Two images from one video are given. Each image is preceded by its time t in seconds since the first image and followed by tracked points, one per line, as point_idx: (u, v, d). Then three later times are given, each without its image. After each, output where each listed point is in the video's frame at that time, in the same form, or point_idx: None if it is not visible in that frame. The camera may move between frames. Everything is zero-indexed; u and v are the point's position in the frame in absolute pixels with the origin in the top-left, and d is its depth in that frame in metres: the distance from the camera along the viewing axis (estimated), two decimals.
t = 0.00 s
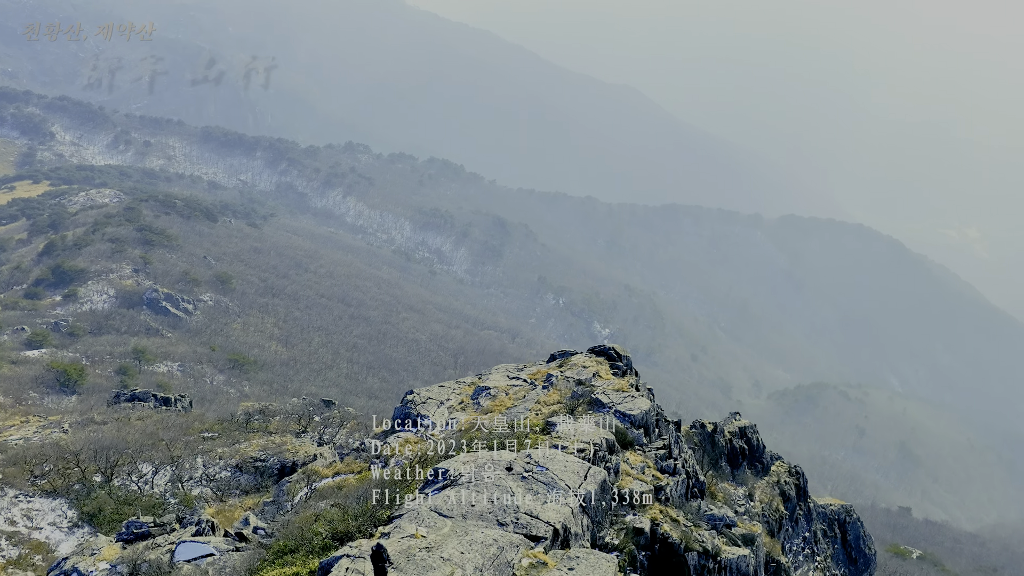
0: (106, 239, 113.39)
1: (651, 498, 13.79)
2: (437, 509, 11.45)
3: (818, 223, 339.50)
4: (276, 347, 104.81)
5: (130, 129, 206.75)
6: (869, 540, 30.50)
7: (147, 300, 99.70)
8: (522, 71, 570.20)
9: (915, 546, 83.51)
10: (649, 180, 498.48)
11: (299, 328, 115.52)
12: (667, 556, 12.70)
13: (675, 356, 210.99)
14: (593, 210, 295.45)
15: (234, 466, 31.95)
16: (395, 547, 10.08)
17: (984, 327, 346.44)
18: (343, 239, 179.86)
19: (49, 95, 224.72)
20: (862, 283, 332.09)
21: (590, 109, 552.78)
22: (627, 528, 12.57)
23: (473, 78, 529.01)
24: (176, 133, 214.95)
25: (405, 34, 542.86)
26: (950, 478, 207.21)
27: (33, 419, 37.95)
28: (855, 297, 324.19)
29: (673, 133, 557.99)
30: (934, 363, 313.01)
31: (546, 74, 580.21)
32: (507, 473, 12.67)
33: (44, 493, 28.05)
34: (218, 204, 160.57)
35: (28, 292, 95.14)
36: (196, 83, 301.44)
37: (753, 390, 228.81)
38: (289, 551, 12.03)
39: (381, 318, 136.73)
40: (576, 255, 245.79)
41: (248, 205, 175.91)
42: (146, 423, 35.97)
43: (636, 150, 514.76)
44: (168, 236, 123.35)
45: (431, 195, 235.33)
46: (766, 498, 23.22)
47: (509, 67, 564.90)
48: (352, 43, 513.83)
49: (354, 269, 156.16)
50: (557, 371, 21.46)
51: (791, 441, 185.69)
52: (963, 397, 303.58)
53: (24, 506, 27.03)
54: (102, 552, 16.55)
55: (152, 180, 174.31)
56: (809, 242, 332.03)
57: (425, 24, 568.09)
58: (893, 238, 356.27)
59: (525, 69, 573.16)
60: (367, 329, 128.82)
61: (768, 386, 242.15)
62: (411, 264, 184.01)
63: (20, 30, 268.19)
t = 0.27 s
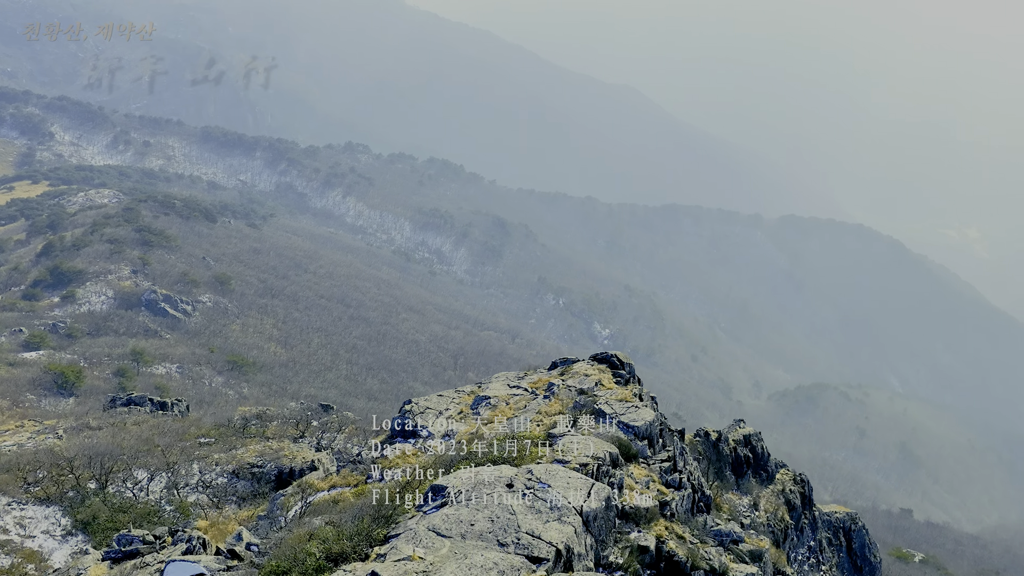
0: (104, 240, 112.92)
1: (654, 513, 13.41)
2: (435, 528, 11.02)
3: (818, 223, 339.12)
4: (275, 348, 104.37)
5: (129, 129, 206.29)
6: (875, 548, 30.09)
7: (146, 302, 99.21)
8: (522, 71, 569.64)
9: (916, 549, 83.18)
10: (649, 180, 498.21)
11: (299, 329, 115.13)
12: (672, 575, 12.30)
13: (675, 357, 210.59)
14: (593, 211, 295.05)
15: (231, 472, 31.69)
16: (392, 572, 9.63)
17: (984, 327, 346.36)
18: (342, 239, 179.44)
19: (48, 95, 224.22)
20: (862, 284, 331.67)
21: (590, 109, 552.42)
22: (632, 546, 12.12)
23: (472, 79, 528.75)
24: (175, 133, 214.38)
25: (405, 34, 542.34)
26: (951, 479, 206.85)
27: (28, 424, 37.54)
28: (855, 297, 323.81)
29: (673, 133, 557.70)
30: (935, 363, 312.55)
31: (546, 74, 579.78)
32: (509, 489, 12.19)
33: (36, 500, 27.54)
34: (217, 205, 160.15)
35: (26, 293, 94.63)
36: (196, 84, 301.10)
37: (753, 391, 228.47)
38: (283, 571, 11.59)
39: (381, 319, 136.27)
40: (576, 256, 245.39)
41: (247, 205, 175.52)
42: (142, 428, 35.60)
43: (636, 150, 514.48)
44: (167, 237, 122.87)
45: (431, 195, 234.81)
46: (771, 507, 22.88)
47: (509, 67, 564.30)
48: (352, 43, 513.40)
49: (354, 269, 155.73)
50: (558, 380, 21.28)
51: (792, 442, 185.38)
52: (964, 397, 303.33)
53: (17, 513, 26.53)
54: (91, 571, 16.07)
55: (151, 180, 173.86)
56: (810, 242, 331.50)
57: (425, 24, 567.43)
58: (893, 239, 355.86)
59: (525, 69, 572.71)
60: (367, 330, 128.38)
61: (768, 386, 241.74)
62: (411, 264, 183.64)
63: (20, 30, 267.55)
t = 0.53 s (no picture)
0: (103, 241, 112.49)
1: (659, 529, 13.01)
2: (434, 551, 10.56)
3: (818, 224, 338.60)
4: (274, 350, 103.94)
5: (129, 129, 205.84)
6: (882, 557, 29.64)
7: (144, 303, 98.67)
8: (522, 71, 569.28)
9: (917, 553, 82.77)
10: (649, 180, 497.98)
11: (298, 330, 114.70)
12: None
13: (676, 357, 210.19)
14: (593, 211, 294.55)
15: (227, 479, 31.29)
16: None
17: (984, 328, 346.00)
18: (342, 240, 178.97)
19: (48, 95, 223.68)
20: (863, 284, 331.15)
21: (590, 109, 552.08)
22: (637, 567, 11.68)
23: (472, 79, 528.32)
24: (175, 134, 213.82)
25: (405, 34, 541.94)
26: (951, 480, 206.41)
27: (23, 429, 37.13)
28: (855, 298, 323.53)
29: (673, 133, 557.41)
30: (936, 364, 311.97)
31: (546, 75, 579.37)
32: (511, 507, 11.72)
33: (29, 509, 27.06)
34: (216, 205, 159.69)
35: (24, 294, 94.10)
36: (196, 84, 300.69)
37: (754, 391, 228.05)
38: None
39: (381, 320, 135.76)
40: (576, 256, 244.93)
41: (247, 205, 175.11)
42: (138, 434, 35.19)
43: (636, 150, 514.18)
44: (166, 238, 122.34)
45: (431, 196, 234.27)
46: (778, 517, 22.55)
47: (509, 67, 563.88)
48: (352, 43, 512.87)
49: (354, 270, 155.25)
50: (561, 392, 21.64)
51: (792, 443, 184.97)
52: (964, 398, 302.98)
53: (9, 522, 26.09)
54: None
55: (150, 181, 173.36)
56: (810, 242, 331.13)
57: (425, 24, 566.88)
58: (893, 239, 355.38)
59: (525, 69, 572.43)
60: (366, 331, 127.86)
61: (769, 387, 241.35)
62: (410, 265, 183.19)
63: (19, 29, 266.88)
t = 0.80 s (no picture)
0: (101, 241, 112.02)
1: (666, 548, 12.59)
2: None
3: (818, 223, 338.18)
4: (273, 351, 103.56)
5: (128, 129, 205.48)
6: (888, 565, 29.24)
7: (143, 304, 98.14)
8: (522, 71, 568.84)
9: (917, 556, 82.50)
10: (649, 180, 498.23)
11: (298, 331, 114.36)
12: None
13: (676, 358, 209.84)
14: (593, 211, 294.14)
15: (223, 485, 30.94)
16: None
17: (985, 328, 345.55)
18: (342, 240, 178.61)
19: (47, 95, 223.33)
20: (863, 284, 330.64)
21: (591, 109, 551.73)
22: None
23: (472, 79, 527.84)
24: (174, 134, 213.29)
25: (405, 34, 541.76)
26: (952, 481, 205.98)
27: (17, 433, 36.72)
28: (855, 298, 323.19)
29: (673, 133, 557.42)
30: (937, 364, 311.34)
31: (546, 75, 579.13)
32: (509, 526, 11.21)
33: (22, 516, 26.61)
34: (216, 206, 159.36)
35: (22, 295, 93.65)
36: (195, 84, 300.29)
37: (754, 392, 227.67)
38: None
39: (380, 321, 135.27)
40: (576, 256, 244.60)
41: (247, 206, 174.81)
42: (135, 438, 34.89)
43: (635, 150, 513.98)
44: (164, 238, 121.85)
45: (431, 196, 233.75)
46: (783, 527, 22.25)
47: (509, 67, 563.89)
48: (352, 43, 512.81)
49: (353, 271, 154.81)
50: (563, 402, 22.12)
51: (793, 444, 184.56)
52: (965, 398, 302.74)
53: None
54: None
55: (150, 181, 173.00)
56: (810, 242, 330.64)
57: (425, 24, 566.70)
58: (893, 239, 354.82)
59: (524, 69, 572.18)
60: (366, 332, 127.43)
61: (769, 387, 240.94)
62: (410, 265, 182.86)
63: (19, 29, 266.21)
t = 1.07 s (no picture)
0: (100, 242, 111.55)
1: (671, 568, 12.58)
2: None
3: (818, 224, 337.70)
4: (272, 352, 103.22)
5: (128, 129, 205.04)
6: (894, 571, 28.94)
7: (141, 305, 97.65)
8: (522, 70, 568.36)
9: (919, 558, 82.14)
10: (649, 180, 497.97)
11: (297, 332, 113.93)
12: None
13: (676, 358, 209.45)
14: (593, 211, 293.69)
15: (219, 491, 30.56)
16: None
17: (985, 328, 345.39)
18: (342, 240, 178.20)
19: (46, 95, 222.82)
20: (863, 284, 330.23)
21: (591, 109, 551.37)
22: None
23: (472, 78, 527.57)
24: (174, 134, 212.77)
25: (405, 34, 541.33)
26: (952, 481, 205.70)
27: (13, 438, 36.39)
28: (855, 298, 322.83)
29: (673, 133, 557.24)
30: (937, 364, 311.07)
31: (546, 75, 578.82)
32: (509, 545, 10.85)
33: (15, 523, 26.12)
34: (215, 206, 158.93)
35: (20, 296, 93.21)
36: (195, 83, 299.77)
37: (754, 392, 227.33)
38: None
39: (380, 322, 134.84)
40: (576, 256, 244.26)
41: (246, 206, 174.51)
42: (130, 444, 34.46)
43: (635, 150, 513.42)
44: (163, 239, 121.43)
45: (431, 196, 233.32)
46: (789, 537, 22.00)
47: (509, 66, 563.06)
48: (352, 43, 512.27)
49: (353, 271, 154.44)
50: (564, 412, 23.22)
51: (793, 445, 184.19)
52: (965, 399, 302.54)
53: None
54: None
55: (149, 181, 172.62)
56: (811, 241, 330.23)
57: (425, 23, 566.00)
58: (893, 239, 354.48)
59: (524, 68, 571.66)
60: (365, 333, 127.03)
61: (769, 387, 240.61)
62: (410, 265, 182.49)
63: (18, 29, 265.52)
